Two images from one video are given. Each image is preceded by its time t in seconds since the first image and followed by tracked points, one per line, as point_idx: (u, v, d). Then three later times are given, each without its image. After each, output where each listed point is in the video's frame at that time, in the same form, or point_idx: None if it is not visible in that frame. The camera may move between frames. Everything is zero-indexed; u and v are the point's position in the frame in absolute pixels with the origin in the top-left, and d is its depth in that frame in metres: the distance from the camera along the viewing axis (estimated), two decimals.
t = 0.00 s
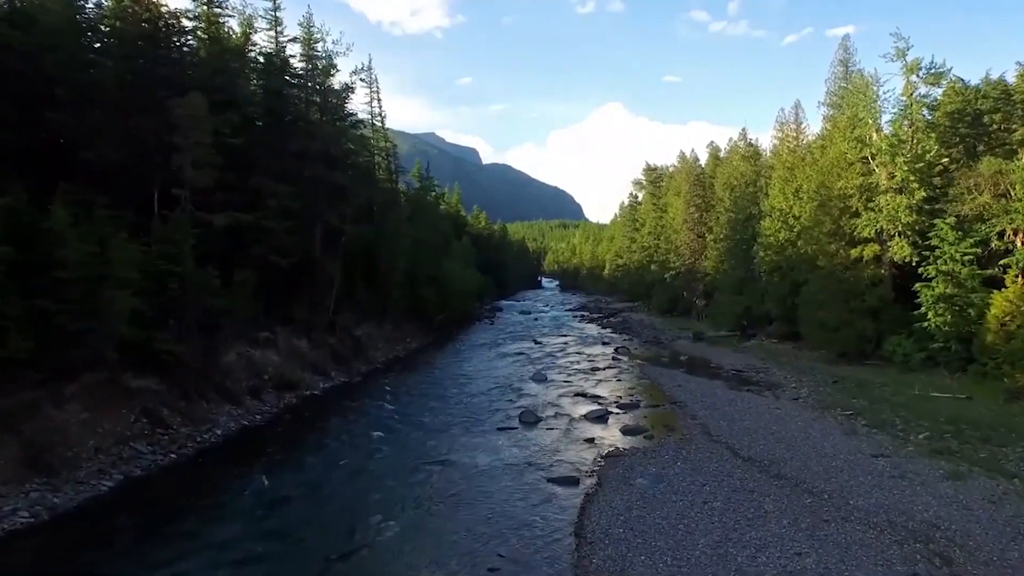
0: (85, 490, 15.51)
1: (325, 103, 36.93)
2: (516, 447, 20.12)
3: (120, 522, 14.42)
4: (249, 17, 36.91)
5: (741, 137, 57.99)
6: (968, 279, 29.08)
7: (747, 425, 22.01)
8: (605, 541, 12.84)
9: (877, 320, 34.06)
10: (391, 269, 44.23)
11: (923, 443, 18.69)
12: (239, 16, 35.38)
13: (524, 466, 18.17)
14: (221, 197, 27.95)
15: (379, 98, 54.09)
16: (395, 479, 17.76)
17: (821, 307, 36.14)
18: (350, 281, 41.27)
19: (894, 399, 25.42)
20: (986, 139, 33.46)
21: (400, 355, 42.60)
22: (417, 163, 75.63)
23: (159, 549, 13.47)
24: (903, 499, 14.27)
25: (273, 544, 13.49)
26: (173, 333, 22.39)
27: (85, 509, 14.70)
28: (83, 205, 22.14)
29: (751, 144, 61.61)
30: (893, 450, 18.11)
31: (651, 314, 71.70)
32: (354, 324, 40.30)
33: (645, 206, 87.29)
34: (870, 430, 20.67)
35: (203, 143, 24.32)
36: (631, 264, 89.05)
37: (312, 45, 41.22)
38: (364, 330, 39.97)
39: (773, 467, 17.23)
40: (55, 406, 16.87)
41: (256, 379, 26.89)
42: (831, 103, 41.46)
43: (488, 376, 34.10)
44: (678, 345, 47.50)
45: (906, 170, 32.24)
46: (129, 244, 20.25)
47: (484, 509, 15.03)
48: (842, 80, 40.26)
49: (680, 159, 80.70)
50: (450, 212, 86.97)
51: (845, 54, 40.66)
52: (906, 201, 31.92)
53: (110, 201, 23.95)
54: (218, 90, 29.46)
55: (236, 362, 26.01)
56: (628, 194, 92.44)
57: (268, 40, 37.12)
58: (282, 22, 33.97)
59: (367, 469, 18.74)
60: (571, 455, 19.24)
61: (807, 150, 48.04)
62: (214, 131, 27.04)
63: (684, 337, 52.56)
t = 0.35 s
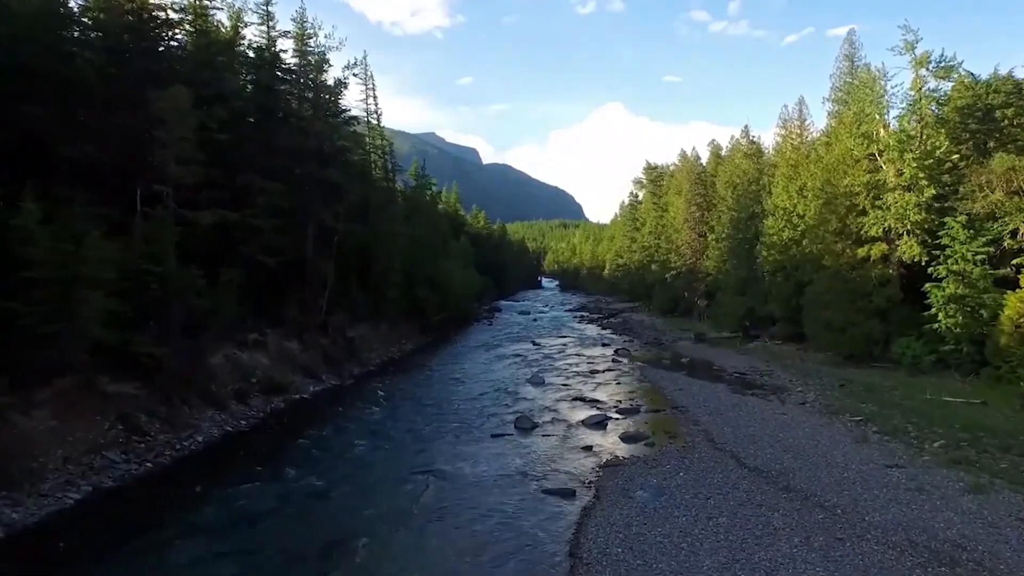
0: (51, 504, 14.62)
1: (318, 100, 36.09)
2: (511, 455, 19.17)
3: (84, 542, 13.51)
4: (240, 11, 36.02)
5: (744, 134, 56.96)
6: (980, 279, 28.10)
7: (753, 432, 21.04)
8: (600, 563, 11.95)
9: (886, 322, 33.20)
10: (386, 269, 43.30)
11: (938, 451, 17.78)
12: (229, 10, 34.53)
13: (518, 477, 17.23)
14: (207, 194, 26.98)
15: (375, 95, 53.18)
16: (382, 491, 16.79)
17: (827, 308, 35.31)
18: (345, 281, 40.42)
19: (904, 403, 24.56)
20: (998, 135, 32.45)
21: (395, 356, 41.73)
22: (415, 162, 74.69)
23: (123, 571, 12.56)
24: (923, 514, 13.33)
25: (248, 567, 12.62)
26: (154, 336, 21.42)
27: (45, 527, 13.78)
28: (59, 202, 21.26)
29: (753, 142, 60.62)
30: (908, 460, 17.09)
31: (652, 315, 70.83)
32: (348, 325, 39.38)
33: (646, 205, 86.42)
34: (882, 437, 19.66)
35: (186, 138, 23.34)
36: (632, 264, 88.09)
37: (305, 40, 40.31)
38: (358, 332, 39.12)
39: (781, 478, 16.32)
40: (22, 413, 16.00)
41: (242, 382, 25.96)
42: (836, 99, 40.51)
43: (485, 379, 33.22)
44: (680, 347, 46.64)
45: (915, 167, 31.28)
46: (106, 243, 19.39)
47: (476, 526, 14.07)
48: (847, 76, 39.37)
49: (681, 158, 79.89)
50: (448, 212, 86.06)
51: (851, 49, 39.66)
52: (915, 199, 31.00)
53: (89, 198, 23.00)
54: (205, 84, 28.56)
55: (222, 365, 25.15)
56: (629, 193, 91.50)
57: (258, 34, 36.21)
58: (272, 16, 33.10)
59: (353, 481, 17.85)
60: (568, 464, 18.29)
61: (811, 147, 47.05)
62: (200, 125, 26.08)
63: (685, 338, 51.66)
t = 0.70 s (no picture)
0: (16, 516, 13.82)
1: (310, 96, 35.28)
2: (504, 464, 18.31)
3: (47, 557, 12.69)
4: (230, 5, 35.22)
5: (746, 131, 56.05)
6: (991, 279, 27.19)
7: (758, 439, 20.13)
8: None
9: (894, 324, 32.60)
10: (381, 269, 42.46)
11: (952, 460, 16.85)
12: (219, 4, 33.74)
13: (512, 487, 16.38)
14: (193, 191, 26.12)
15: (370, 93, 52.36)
16: (367, 503, 15.92)
17: (833, 309, 34.74)
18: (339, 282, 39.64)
19: (912, 408, 23.72)
20: (1009, 131, 31.50)
21: (390, 358, 40.90)
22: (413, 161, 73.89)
23: None
24: (943, 532, 12.39)
25: None
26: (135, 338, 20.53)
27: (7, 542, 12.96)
28: (36, 199, 20.46)
29: (755, 139, 59.73)
30: (923, 470, 16.07)
31: (652, 315, 69.99)
32: (341, 326, 38.56)
33: (646, 204, 85.52)
34: (893, 445, 18.71)
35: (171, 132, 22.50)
36: (632, 264, 87.21)
37: (297, 36, 39.52)
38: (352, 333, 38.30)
39: (788, 489, 15.41)
40: None
41: (229, 386, 25.14)
42: (841, 94, 39.65)
43: (482, 381, 32.39)
44: (681, 348, 45.84)
45: (923, 164, 30.44)
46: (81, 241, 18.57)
47: (464, 542, 13.23)
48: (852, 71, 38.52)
49: (681, 157, 79.01)
50: (446, 211, 85.25)
51: (857, 43, 38.78)
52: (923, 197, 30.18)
53: (69, 194, 22.15)
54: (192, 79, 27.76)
55: (207, 368, 24.34)
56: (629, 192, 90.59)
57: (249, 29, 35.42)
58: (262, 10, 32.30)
59: (339, 491, 17.02)
60: (563, 473, 17.40)
61: (815, 144, 46.17)
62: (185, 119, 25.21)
63: (686, 339, 50.86)
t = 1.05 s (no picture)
0: None
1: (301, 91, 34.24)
2: (496, 474, 17.29)
3: None
4: None
5: (748, 129, 55.00)
6: (1004, 279, 26.10)
7: (764, 447, 19.06)
8: None
9: (902, 326, 31.74)
10: (375, 268, 41.46)
11: (972, 472, 15.78)
12: None
13: (503, 500, 15.38)
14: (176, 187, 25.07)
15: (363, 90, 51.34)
16: (349, 518, 14.89)
17: (841, 311, 33.92)
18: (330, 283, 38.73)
19: (925, 414, 22.68)
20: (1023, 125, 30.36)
21: (383, 361, 39.94)
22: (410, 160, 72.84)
23: None
24: (972, 555, 11.30)
25: None
26: (109, 341, 19.50)
27: None
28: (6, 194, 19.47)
29: (758, 137, 58.67)
30: (941, 482, 14.95)
31: (653, 316, 68.93)
32: (333, 328, 37.57)
33: (646, 204, 84.37)
34: (908, 454, 17.63)
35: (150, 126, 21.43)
36: (632, 264, 86.23)
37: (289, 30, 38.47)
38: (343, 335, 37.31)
39: (798, 502, 14.31)
40: None
41: (212, 390, 24.13)
42: (847, 89, 38.62)
43: (477, 384, 31.41)
44: (682, 350, 44.83)
45: (933, 159, 29.41)
46: (50, 238, 17.53)
47: (449, 561, 12.22)
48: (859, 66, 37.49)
49: (682, 155, 77.83)
50: (444, 211, 84.23)
51: (863, 37, 37.73)
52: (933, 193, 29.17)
53: (42, 190, 21.09)
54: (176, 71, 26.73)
55: (189, 371, 23.34)
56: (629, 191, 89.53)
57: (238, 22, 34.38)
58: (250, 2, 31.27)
59: (320, 505, 15.98)
60: (558, 485, 16.37)
61: (820, 141, 45.14)
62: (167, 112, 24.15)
63: (688, 341, 49.86)
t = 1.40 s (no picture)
0: None
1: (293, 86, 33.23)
2: (489, 486, 16.33)
3: None
4: None
5: (751, 125, 53.96)
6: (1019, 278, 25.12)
7: (772, 456, 18.07)
8: None
9: (912, 327, 30.80)
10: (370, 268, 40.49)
11: (996, 484, 14.76)
12: None
13: (496, 514, 14.42)
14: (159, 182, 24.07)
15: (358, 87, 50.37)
16: (332, 534, 13.92)
17: (848, 312, 33.00)
18: (322, 283, 37.79)
19: (939, 419, 21.67)
20: None
21: (378, 362, 38.99)
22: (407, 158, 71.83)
23: None
24: None
25: None
26: (83, 343, 18.50)
27: None
28: None
29: (761, 134, 57.63)
30: (964, 496, 13.93)
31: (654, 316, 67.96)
32: (326, 329, 36.63)
33: (647, 202, 83.29)
34: (926, 464, 16.62)
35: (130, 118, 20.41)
36: (632, 263, 85.23)
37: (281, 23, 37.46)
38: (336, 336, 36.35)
39: (811, 517, 13.33)
40: None
41: (195, 394, 23.16)
42: (854, 84, 37.64)
43: (474, 387, 30.49)
44: (683, 351, 43.87)
45: (943, 155, 28.45)
46: (17, 232, 16.53)
47: None
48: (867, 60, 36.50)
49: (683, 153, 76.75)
50: (442, 210, 83.30)
51: (869, 30, 36.75)
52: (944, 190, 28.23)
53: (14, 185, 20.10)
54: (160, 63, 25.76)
55: (171, 374, 22.36)
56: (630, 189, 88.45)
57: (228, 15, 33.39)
58: None
59: (302, 518, 15.00)
60: (554, 497, 15.39)
61: (825, 137, 44.13)
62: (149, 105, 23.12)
63: (689, 342, 48.94)
